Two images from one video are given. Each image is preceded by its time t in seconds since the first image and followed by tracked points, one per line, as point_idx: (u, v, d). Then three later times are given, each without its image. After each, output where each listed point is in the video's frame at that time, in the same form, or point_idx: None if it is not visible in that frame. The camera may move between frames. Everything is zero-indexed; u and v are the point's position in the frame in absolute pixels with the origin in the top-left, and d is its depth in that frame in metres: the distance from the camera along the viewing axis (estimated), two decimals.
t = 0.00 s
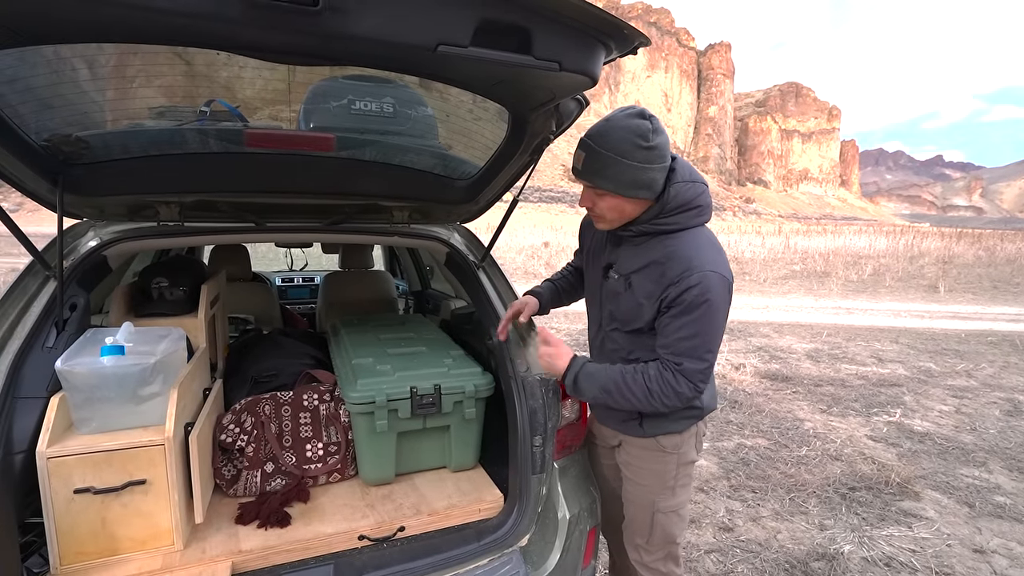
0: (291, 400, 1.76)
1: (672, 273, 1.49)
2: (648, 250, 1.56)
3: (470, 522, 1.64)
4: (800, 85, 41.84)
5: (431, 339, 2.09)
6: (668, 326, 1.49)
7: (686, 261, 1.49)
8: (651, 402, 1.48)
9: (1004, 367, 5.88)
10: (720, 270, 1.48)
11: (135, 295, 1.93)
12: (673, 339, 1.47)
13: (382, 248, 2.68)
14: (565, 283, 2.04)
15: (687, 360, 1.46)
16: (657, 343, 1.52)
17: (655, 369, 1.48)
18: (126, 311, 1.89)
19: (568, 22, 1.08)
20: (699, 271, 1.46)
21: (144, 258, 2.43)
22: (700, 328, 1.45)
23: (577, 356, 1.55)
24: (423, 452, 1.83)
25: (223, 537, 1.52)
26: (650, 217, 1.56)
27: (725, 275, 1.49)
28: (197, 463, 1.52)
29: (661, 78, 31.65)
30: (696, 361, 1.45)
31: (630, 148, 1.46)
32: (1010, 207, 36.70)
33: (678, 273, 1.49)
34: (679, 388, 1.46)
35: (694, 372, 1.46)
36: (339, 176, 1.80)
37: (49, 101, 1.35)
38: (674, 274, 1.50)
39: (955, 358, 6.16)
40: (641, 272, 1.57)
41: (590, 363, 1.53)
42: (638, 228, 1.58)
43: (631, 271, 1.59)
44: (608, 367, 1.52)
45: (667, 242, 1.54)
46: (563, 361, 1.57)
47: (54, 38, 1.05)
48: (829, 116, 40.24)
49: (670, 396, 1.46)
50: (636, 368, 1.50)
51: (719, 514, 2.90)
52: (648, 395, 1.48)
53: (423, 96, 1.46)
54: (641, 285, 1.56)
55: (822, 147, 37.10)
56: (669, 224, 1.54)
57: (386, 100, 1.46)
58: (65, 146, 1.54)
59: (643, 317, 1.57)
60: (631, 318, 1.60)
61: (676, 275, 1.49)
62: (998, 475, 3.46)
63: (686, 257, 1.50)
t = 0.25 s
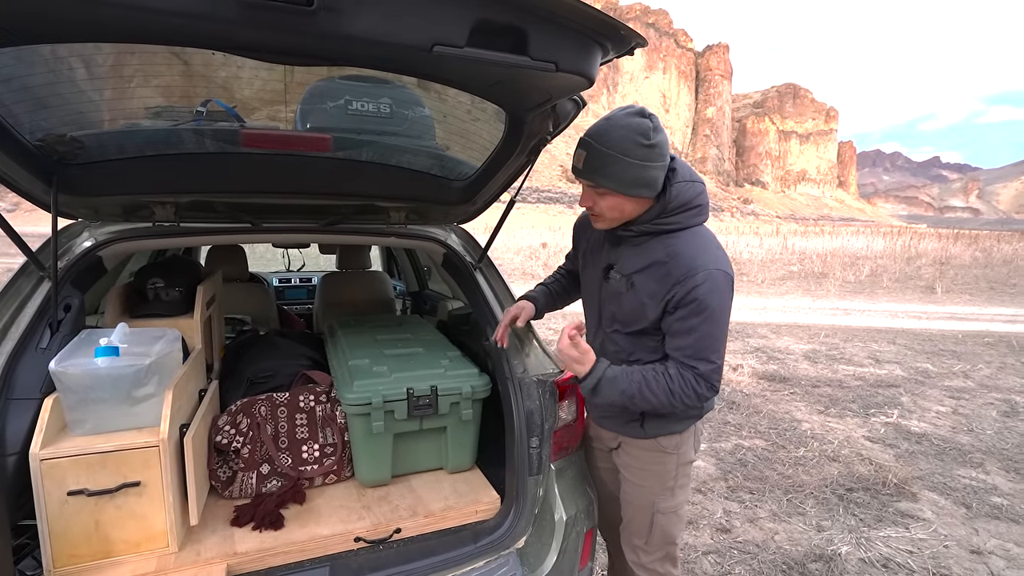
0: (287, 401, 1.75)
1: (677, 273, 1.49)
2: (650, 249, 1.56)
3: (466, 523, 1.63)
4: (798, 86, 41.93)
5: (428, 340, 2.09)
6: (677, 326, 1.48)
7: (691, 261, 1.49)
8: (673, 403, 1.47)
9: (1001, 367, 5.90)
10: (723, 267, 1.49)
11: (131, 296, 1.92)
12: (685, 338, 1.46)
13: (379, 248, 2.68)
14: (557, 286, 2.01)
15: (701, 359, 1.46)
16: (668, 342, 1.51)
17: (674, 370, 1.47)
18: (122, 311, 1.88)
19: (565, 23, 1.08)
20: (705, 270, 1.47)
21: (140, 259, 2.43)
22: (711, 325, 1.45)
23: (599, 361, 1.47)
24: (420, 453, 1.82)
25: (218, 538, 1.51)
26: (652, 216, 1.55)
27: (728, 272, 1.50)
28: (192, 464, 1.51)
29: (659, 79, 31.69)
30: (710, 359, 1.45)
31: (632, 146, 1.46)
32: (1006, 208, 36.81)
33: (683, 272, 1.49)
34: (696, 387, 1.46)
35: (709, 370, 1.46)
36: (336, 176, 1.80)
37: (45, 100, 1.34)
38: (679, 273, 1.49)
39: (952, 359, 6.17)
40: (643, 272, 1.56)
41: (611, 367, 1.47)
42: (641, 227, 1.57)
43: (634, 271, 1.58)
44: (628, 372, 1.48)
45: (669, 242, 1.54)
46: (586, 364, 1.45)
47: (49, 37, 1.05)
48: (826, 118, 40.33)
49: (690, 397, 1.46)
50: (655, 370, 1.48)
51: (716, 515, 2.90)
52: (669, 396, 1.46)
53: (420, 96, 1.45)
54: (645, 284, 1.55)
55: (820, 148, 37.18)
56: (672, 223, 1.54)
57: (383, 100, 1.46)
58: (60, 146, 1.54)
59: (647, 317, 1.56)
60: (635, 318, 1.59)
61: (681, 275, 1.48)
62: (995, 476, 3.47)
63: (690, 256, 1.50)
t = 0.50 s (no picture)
0: (287, 403, 1.76)
1: (683, 277, 1.49)
2: (654, 253, 1.55)
3: (466, 526, 1.63)
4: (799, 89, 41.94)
5: (428, 342, 2.09)
6: (686, 331, 1.48)
7: (696, 264, 1.49)
8: (682, 408, 1.48)
9: (1002, 371, 5.89)
10: (727, 269, 1.50)
11: (131, 297, 1.93)
12: (693, 342, 1.47)
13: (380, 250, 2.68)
14: (551, 292, 2.00)
15: (710, 362, 1.47)
16: (676, 346, 1.52)
17: (682, 375, 1.48)
18: (122, 313, 1.89)
19: (565, 26, 1.08)
20: (711, 273, 1.47)
21: (140, 260, 2.43)
22: (720, 328, 1.45)
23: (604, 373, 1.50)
24: (419, 456, 1.82)
25: (217, 541, 1.51)
26: (655, 218, 1.55)
27: (732, 273, 1.50)
28: (191, 466, 1.51)
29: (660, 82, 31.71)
30: (718, 362, 1.46)
31: (631, 149, 1.46)
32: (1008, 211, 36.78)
33: (689, 275, 1.48)
34: (706, 390, 1.47)
35: (718, 373, 1.47)
36: (337, 179, 1.80)
37: (48, 103, 1.35)
38: (685, 276, 1.49)
39: (954, 362, 6.16)
40: (648, 276, 1.55)
41: (618, 379, 1.50)
42: (644, 230, 1.57)
43: (638, 275, 1.57)
44: (634, 382, 1.50)
45: (673, 245, 1.53)
46: (592, 379, 1.48)
47: (51, 40, 1.05)
48: (827, 120, 40.33)
49: (700, 401, 1.47)
50: (662, 378, 1.50)
51: (717, 519, 2.89)
52: (678, 401, 1.47)
53: (422, 99, 1.46)
54: (650, 288, 1.55)
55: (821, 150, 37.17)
56: (675, 225, 1.54)
57: (384, 103, 1.46)
58: (61, 148, 1.54)
59: (653, 321, 1.55)
60: (639, 323, 1.59)
61: (687, 278, 1.48)
62: (997, 480, 3.46)
63: (695, 259, 1.50)
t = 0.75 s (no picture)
0: (291, 403, 1.76)
1: (691, 283, 1.49)
2: (661, 258, 1.55)
3: (469, 527, 1.63)
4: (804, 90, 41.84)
5: (432, 343, 2.09)
6: (692, 337, 1.49)
7: (703, 270, 1.49)
8: (687, 413, 1.50)
9: (1009, 374, 5.85)
10: (734, 275, 1.50)
11: (137, 298, 1.94)
12: (699, 348, 1.48)
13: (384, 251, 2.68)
14: (536, 287, 1.97)
15: (717, 368, 1.48)
16: (681, 351, 1.53)
17: (688, 381, 1.49)
18: (127, 313, 1.90)
19: (568, 27, 1.09)
20: (719, 280, 1.48)
21: (146, 261, 2.44)
22: (726, 336, 1.47)
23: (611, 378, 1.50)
24: (422, 457, 1.82)
25: (222, 540, 1.51)
26: (662, 223, 1.56)
27: (739, 279, 1.51)
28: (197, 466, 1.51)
29: (664, 83, 31.69)
30: (725, 368, 1.48)
31: (631, 159, 1.45)
32: (1014, 213, 36.59)
33: (696, 282, 1.49)
34: (713, 396, 1.48)
35: (725, 379, 1.48)
36: (341, 179, 1.81)
37: (55, 104, 1.36)
38: (693, 283, 1.49)
39: (960, 365, 6.13)
40: (654, 281, 1.55)
41: (624, 383, 1.50)
42: (649, 235, 1.57)
43: (644, 280, 1.56)
44: (640, 386, 1.51)
45: (680, 250, 1.53)
46: (598, 384, 1.48)
47: (59, 42, 1.06)
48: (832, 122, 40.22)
49: (706, 406, 1.48)
50: (668, 382, 1.51)
51: (720, 521, 2.89)
52: (683, 406, 1.49)
53: (426, 100, 1.46)
54: (656, 293, 1.54)
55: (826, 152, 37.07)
56: (682, 231, 1.54)
57: (388, 104, 1.46)
58: (68, 149, 1.55)
59: (659, 326, 1.56)
60: (645, 327, 1.58)
61: (695, 284, 1.49)
62: (1003, 484, 3.43)
63: (702, 265, 1.50)
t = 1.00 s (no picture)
0: (292, 402, 1.76)
1: (696, 286, 1.50)
2: (665, 261, 1.55)
3: (470, 526, 1.63)
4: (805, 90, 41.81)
5: (433, 343, 2.09)
6: (700, 337, 1.50)
7: (708, 273, 1.51)
8: (700, 405, 1.49)
9: (1011, 375, 5.84)
10: (737, 277, 1.52)
11: (139, 297, 1.94)
12: (707, 349, 1.49)
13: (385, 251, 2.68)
14: (499, 255, 1.93)
15: (724, 369, 1.49)
16: (687, 352, 1.54)
17: (700, 373, 1.49)
18: (129, 312, 1.90)
19: (570, 26, 1.09)
20: (723, 283, 1.49)
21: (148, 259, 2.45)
22: (733, 337, 1.49)
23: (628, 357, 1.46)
24: (423, 456, 1.83)
25: (223, 538, 1.52)
26: (666, 227, 1.55)
27: (741, 281, 1.54)
28: (198, 464, 1.51)
29: (665, 83, 31.69)
30: (732, 368, 1.49)
31: (628, 166, 1.44)
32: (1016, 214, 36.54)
33: (702, 285, 1.50)
34: (722, 394, 1.49)
35: (732, 379, 1.50)
36: (343, 179, 1.81)
37: (56, 102, 1.36)
38: (699, 285, 1.50)
39: (961, 366, 6.12)
40: (658, 284, 1.55)
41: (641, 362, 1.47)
42: (652, 239, 1.56)
43: (649, 283, 1.56)
44: (657, 369, 1.48)
45: (684, 253, 1.54)
46: (611, 362, 1.43)
47: (61, 40, 1.06)
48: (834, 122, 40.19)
49: (716, 403, 1.49)
50: (682, 371, 1.49)
51: (720, 520, 2.89)
52: (696, 402, 1.49)
53: (428, 99, 1.46)
54: (661, 296, 1.54)
55: (827, 152, 37.03)
56: (686, 234, 1.55)
57: (389, 103, 1.47)
58: (69, 148, 1.56)
59: (664, 329, 1.56)
60: (649, 330, 1.58)
61: (700, 287, 1.50)
62: (1004, 485, 3.43)
63: (706, 268, 1.51)
